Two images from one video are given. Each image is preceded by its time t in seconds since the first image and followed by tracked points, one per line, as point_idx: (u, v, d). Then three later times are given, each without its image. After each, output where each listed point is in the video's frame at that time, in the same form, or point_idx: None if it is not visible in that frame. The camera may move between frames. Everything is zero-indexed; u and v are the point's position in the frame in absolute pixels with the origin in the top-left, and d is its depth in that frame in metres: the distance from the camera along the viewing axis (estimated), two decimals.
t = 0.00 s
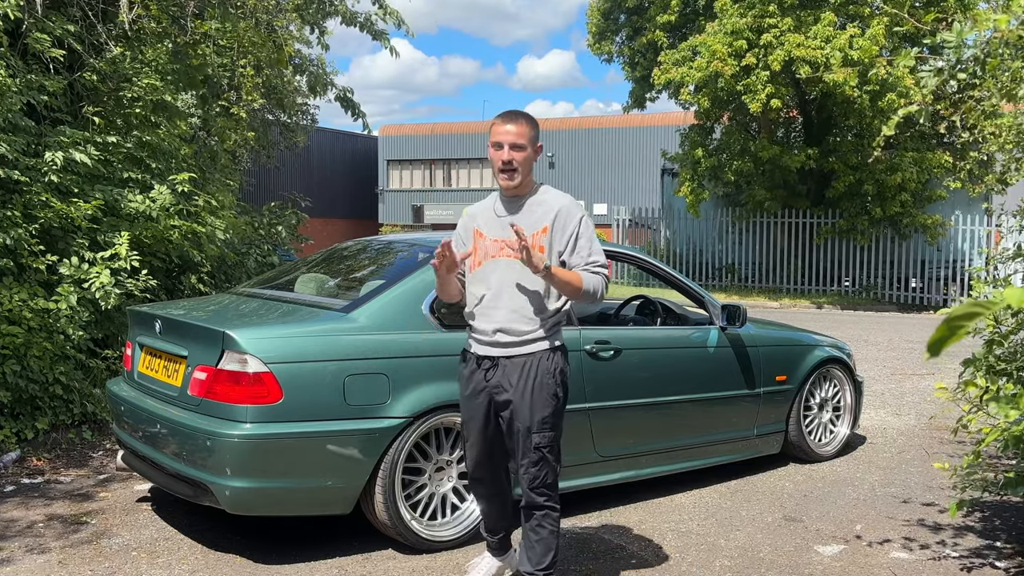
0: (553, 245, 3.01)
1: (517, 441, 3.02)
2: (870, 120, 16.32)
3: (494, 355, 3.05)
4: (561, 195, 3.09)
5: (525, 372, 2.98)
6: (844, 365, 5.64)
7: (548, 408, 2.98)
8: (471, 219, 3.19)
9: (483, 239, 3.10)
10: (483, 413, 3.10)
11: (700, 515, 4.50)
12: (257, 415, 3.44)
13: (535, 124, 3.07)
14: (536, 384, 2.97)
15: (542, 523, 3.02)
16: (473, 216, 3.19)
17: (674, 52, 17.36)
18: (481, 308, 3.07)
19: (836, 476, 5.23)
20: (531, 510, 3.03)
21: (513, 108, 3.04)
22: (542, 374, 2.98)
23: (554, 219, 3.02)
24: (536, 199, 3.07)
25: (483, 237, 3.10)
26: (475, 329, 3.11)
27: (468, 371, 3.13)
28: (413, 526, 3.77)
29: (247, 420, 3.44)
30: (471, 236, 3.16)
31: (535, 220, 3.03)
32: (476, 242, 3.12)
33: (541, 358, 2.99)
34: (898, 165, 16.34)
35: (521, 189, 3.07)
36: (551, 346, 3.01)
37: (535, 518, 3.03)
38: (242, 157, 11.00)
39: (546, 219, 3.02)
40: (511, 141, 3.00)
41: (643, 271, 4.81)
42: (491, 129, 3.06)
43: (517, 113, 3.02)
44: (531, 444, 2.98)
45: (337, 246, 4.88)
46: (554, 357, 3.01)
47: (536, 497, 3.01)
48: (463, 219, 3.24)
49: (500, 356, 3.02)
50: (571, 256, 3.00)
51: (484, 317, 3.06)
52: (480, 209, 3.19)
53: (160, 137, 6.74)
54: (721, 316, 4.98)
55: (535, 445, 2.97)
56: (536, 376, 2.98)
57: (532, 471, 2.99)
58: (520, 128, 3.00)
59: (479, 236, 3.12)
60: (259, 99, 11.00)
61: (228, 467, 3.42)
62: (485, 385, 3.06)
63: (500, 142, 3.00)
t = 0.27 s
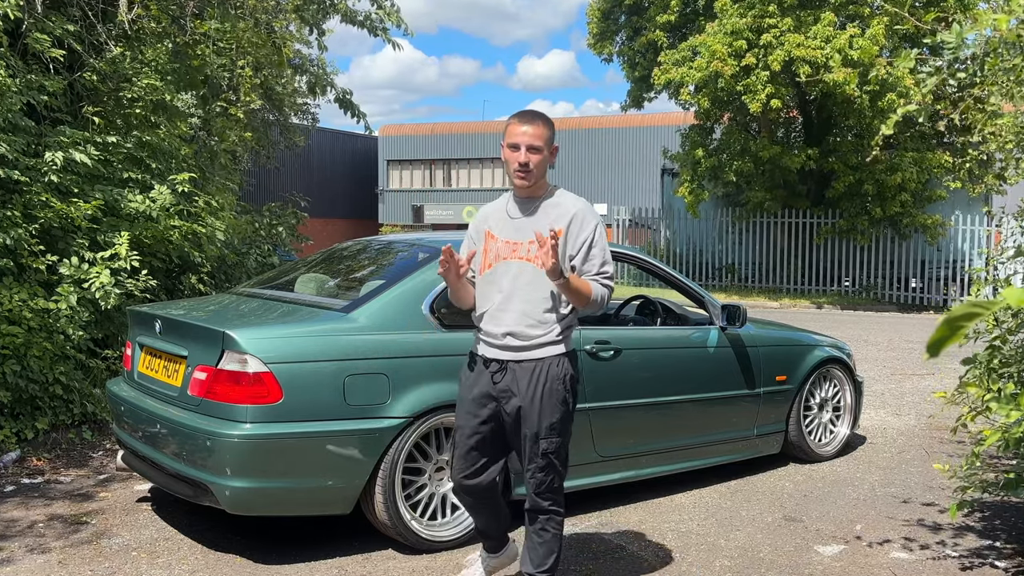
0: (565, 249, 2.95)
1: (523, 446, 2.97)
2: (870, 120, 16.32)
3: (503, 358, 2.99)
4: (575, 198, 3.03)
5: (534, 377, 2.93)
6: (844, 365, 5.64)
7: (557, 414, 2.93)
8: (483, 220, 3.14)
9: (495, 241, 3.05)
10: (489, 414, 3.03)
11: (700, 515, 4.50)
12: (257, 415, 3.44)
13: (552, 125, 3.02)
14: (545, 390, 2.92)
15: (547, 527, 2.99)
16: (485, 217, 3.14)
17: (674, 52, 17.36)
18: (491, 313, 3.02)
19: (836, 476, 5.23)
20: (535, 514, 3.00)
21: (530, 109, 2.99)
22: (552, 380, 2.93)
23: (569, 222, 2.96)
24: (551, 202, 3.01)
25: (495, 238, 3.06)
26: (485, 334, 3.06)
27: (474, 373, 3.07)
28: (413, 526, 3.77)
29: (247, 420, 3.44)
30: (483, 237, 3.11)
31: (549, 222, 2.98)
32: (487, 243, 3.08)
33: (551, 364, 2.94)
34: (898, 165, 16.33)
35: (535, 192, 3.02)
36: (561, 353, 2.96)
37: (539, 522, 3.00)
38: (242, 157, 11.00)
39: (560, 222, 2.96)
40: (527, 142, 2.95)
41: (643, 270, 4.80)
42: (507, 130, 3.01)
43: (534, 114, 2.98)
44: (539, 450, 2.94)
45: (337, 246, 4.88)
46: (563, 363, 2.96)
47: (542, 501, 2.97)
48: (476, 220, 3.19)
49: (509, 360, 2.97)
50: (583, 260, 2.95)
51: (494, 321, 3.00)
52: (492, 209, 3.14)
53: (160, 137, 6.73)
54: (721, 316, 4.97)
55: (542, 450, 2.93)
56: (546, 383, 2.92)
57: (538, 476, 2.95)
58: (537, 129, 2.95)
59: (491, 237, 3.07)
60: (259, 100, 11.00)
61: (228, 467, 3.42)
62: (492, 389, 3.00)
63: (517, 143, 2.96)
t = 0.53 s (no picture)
0: (570, 250, 2.93)
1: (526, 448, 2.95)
2: (870, 120, 16.32)
3: (506, 359, 2.95)
4: (580, 200, 3.01)
5: (538, 380, 2.91)
6: (844, 365, 5.64)
7: (561, 416, 2.93)
8: (485, 219, 3.11)
9: (498, 241, 3.02)
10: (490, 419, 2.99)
11: (700, 514, 4.51)
12: (257, 415, 3.44)
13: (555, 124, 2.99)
14: (550, 392, 2.91)
15: (548, 529, 2.98)
16: (488, 215, 3.11)
17: (674, 52, 17.37)
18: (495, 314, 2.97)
19: (836, 476, 5.23)
20: (538, 515, 2.98)
21: (533, 108, 2.96)
22: (556, 383, 2.92)
23: (573, 223, 2.94)
24: (555, 203, 2.99)
25: (498, 238, 3.02)
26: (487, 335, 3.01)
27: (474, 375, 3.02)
28: (414, 526, 3.77)
29: (247, 420, 3.44)
30: (485, 237, 3.08)
31: (553, 223, 2.95)
32: (490, 242, 3.04)
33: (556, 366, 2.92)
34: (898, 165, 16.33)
35: (539, 192, 2.99)
36: (565, 355, 2.95)
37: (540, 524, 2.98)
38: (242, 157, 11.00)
39: (564, 223, 2.94)
40: (529, 141, 2.92)
41: (643, 271, 4.80)
42: (510, 128, 2.99)
43: (538, 113, 2.95)
44: (543, 452, 2.92)
45: (336, 246, 4.88)
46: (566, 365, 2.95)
47: (544, 503, 2.96)
48: (477, 218, 3.15)
49: (514, 361, 2.93)
50: (588, 262, 2.93)
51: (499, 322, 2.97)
52: (495, 208, 3.10)
53: (160, 138, 6.73)
54: (721, 316, 4.99)
55: (546, 453, 2.91)
56: (551, 385, 2.91)
57: (541, 478, 2.94)
58: (539, 129, 2.92)
59: (494, 238, 3.03)
60: (259, 100, 11.01)
61: (228, 467, 3.42)
62: (494, 391, 2.96)
63: (519, 143, 2.94)
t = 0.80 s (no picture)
0: (564, 252, 2.92)
1: (525, 450, 2.92)
2: (870, 120, 16.31)
3: (506, 361, 2.92)
4: (574, 200, 2.99)
5: (539, 381, 2.88)
6: (844, 365, 5.64)
7: (562, 417, 2.91)
8: (478, 218, 3.07)
9: (492, 241, 2.99)
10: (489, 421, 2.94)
11: (700, 514, 4.50)
12: (257, 416, 3.44)
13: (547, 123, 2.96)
14: (551, 393, 2.89)
15: (548, 530, 2.96)
16: (480, 215, 3.07)
17: (674, 52, 17.37)
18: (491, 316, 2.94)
19: (836, 476, 5.23)
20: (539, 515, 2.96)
21: (525, 107, 2.94)
22: (557, 384, 2.89)
23: (567, 224, 2.92)
24: (547, 203, 2.97)
25: (491, 239, 3.00)
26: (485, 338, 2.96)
27: (473, 375, 2.97)
28: (413, 526, 3.77)
29: (247, 420, 3.44)
30: (478, 237, 3.05)
31: (547, 225, 2.94)
32: (483, 242, 3.02)
33: (557, 368, 2.89)
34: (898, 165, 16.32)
35: (531, 192, 2.97)
36: (566, 355, 2.92)
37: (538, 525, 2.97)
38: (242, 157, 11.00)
39: (557, 223, 2.92)
40: (520, 141, 2.89)
41: (643, 271, 4.81)
42: (501, 128, 2.96)
43: (529, 112, 2.92)
44: (544, 453, 2.90)
45: (337, 246, 4.88)
46: (566, 365, 2.93)
47: (543, 504, 2.95)
48: (469, 218, 3.11)
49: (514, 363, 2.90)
50: (581, 264, 2.92)
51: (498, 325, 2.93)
52: (487, 208, 3.07)
53: (160, 138, 6.73)
54: (721, 316, 4.98)
55: (547, 454, 2.89)
56: (552, 386, 2.88)
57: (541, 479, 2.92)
58: (530, 128, 2.90)
59: (487, 238, 3.01)
60: (259, 100, 11.00)
61: (228, 467, 3.42)
62: (494, 392, 2.92)
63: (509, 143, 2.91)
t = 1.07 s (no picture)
0: (552, 245, 2.88)
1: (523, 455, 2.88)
2: (870, 120, 16.31)
3: (499, 367, 2.86)
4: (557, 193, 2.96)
5: (534, 385, 2.85)
6: (844, 365, 5.64)
7: (558, 420, 2.89)
8: (457, 218, 2.98)
9: (476, 240, 2.91)
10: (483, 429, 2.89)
11: (700, 514, 4.50)
12: (257, 415, 3.44)
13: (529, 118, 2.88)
14: (545, 397, 2.86)
15: (546, 531, 2.96)
16: (460, 214, 2.99)
17: (674, 52, 17.38)
18: (483, 317, 2.88)
19: (836, 476, 5.23)
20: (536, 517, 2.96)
21: (507, 102, 2.85)
22: (551, 386, 2.87)
23: (554, 218, 2.89)
24: (532, 199, 2.92)
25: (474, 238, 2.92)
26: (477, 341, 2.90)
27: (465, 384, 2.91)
28: (414, 526, 3.77)
29: (247, 420, 3.44)
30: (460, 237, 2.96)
31: (533, 220, 2.89)
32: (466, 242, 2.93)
33: (551, 371, 2.87)
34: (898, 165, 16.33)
35: (515, 188, 2.90)
36: (558, 358, 2.91)
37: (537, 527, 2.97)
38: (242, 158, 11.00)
39: (545, 218, 2.89)
40: (504, 136, 2.81)
41: (644, 271, 4.83)
42: (483, 123, 2.87)
43: (511, 107, 2.83)
44: (542, 458, 2.88)
45: (336, 246, 4.88)
46: (559, 367, 2.91)
47: (541, 506, 2.95)
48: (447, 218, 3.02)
49: (508, 369, 2.85)
50: (570, 255, 2.90)
51: (489, 327, 2.87)
52: (467, 207, 2.99)
53: (160, 138, 6.72)
54: (721, 316, 4.99)
55: (544, 457, 2.87)
56: (547, 391, 2.86)
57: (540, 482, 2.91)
58: (513, 123, 2.81)
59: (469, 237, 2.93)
60: (259, 100, 11.01)
61: (228, 467, 3.42)
62: (489, 400, 2.87)
63: (493, 137, 2.82)
